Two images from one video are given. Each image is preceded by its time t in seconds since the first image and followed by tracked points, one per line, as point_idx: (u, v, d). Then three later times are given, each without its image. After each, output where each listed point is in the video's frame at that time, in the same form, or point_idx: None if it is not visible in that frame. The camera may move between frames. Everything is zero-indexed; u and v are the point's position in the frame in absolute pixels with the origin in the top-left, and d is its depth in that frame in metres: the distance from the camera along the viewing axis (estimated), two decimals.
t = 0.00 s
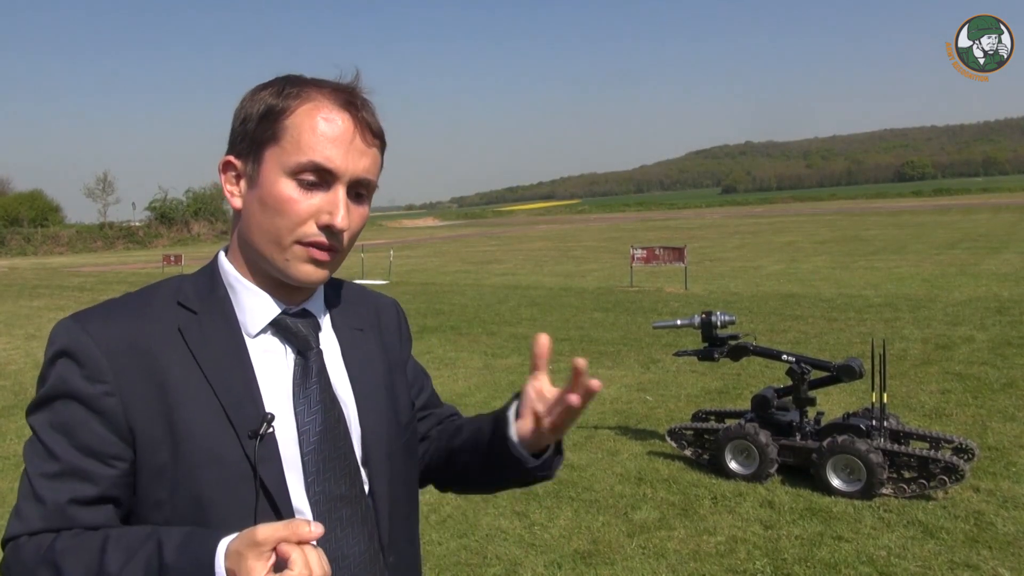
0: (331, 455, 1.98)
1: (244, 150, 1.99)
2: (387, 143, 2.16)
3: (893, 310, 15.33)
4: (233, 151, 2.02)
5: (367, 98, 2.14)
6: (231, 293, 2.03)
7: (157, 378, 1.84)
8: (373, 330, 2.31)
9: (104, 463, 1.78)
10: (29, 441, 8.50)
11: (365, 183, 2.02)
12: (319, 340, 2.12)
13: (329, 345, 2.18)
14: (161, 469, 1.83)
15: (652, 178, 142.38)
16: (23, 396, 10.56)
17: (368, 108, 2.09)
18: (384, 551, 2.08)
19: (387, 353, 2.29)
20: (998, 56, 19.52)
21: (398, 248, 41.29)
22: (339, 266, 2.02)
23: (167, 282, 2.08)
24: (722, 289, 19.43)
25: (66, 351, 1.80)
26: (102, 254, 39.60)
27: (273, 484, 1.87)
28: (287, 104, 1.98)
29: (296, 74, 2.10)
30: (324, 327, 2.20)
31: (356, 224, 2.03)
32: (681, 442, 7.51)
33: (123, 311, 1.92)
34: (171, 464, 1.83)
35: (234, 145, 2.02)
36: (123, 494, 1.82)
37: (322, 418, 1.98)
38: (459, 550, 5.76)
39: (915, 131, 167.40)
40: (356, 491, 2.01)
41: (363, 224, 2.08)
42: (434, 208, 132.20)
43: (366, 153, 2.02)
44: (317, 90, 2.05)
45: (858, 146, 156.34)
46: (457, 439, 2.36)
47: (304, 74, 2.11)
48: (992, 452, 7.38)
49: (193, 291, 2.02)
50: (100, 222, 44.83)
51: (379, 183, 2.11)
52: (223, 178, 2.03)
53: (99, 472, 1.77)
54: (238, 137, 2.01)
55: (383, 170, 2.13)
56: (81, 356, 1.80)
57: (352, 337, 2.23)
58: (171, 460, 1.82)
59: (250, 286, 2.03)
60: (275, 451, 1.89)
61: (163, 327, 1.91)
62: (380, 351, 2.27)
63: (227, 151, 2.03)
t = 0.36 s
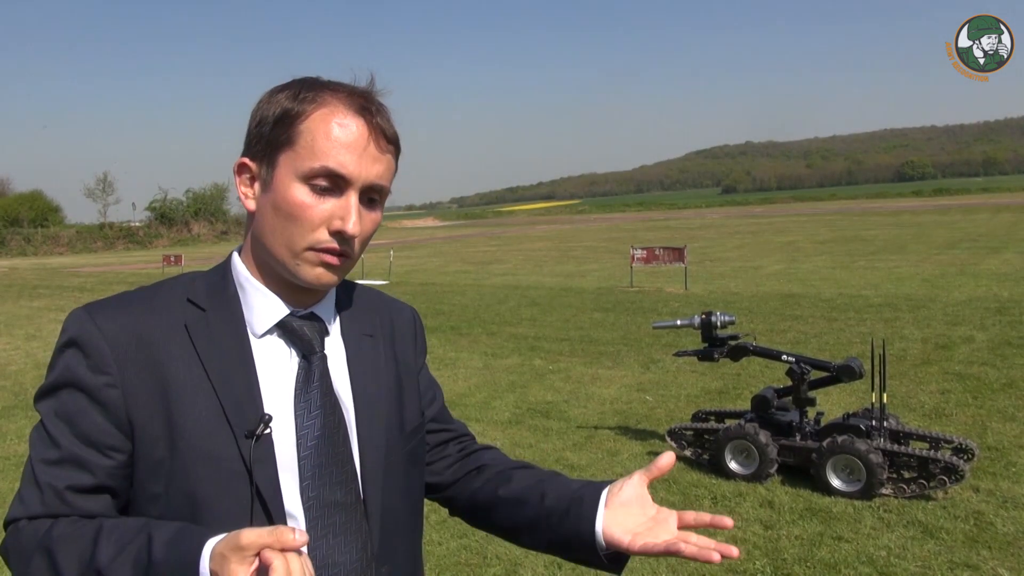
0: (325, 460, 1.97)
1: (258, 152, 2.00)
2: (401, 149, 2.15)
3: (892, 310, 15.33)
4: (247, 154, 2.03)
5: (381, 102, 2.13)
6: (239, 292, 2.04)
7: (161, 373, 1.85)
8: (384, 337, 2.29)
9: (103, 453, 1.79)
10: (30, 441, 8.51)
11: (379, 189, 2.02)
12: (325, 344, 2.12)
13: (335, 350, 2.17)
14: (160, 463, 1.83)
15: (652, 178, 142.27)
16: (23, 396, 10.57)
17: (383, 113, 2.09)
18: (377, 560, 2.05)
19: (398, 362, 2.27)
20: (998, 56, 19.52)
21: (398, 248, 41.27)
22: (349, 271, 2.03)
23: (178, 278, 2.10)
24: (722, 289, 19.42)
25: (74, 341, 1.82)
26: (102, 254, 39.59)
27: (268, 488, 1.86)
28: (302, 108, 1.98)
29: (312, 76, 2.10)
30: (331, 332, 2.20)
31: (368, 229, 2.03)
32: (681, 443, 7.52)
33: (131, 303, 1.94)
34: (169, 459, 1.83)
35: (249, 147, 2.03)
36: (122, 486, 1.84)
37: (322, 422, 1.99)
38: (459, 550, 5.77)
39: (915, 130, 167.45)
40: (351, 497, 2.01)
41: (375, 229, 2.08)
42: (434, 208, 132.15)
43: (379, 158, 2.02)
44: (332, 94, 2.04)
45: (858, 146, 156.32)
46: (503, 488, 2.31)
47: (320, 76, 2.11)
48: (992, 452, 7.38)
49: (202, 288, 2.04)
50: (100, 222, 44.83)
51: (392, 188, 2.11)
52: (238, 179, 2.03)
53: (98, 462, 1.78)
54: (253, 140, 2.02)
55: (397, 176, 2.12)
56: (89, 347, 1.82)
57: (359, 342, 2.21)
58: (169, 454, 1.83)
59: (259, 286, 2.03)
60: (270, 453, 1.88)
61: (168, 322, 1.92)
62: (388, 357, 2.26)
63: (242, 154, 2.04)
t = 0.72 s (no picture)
0: (322, 457, 1.97)
1: (242, 154, 2.00)
2: (387, 145, 2.15)
3: (892, 310, 15.33)
4: (230, 156, 2.03)
5: (364, 99, 2.12)
6: (232, 294, 2.04)
7: (154, 378, 1.85)
8: (379, 334, 2.30)
9: (89, 454, 1.78)
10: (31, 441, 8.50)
11: (363, 189, 2.02)
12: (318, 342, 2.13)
13: (327, 347, 2.17)
14: (150, 468, 1.83)
15: (652, 178, 142.20)
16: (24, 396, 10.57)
17: (366, 109, 2.08)
18: (380, 556, 2.06)
19: (391, 359, 2.27)
20: (998, 56, 19.53)
21: (398, 248, 41.29)
22: (336, 271, 2.03)
23: (171, 281, 2.11)
24: (722, 290, 19.42)
25: (66, 345, 1.81)
26: (103, 254, 39.58)
27: (261, 489, 1.87)
28: (284, 109, 1.98)
29: (293, 75, 2.09)
30: (324, 329, 2.19)
31: (354, 229, 2.04)
32: (681, 443, 7.52)
33: (123, 308, 1.94)
34: (160, 463, 1.83)
35: (232, 149, 2.03)
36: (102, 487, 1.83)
37: (318, 420, 1.99)
38: (459, 550, 5.77)
39: (915, 131, 167.55)
40: (352, 493, 2.02)
41: (361, 227, 2.08)
42: (434, 207, 132.16)
43: (363, 156, 2.01)
44: (313, 92, 2.04)
45: (858, 146, 156.32)
46: (500, 473, 2.32)
47: (302, 74, 2.10)
48: (992, 453, 7.39)
49: (193, 291, 2.04)
50: (100, 222, 44.84)
51: (378, 186, 2.11)
52: (223, 182, 2.04)
53: (80, 463, 1.77)
54: (235, 142, 2.02)
55: (382, 173, 2.12)
56: (80, 352, 1.81)
57: (352, 339, 2.21)
58: (160, 456, 1.83)
59: (251, 288, 2.03)
60: (264, 455, 1.89)
61: (162, 325, 1.92)
62: (380, 353, 2.26)
63: (226, 156, 2.04)
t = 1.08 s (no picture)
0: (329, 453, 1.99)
1: (238, 152, 2.02)
2: (381, 143, 2.12)
3: (893, 311, 15.34)
4: (229, 155, 2.05)
5: (359, 97, 2.10)
6: (237, 294, 2.03)
7: (169, 376, 1.82)
8: (375, 333, 2.32)
9: (104, 447, 1.71)
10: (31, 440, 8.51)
11: (353, 184, 2.01)
12: (322, 340, 2.15)
13: (332, 346, 2.18)
14: (164, 468, 1.77)
15: (652, 179, 142.19)
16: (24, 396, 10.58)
17: (360, 107, 2.06)
18: (389, 551, 2.07)
19: (387, 356, 2.29)
20: (998, 56, 19.54)
21: (398, 248, 41.28)
22: (327, 268, 2.02)
23: (171, 283, 2.08)
24: (723, 290, 19.43)
25: (80, 342, 1.79)
26: (104, 254, 39.57)
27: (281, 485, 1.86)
28: (276, 104, 1.98)
29: (293, 74, 2.09)
30: (327, 327, 2.21)
31: (345, 226, 2.02)
32: (681, 444, 7.52)
33: (132, 308, 1.91)
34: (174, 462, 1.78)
35: (230, 148, 2.05)
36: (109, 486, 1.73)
37: (325, 417, 2.02)
38: (459, 550, 5.78)
39: (915, 132, 167.63)
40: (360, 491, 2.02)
41: (354, 225, 2.06)
42: (435, 207, 132.17)
43: (353, 153, 2.00)
44: (307, 90, 2.04)
45: (859, 147, 156.33)
46: (437, 440, 2.42)
47: (302, 74, 2.10)
48: (992, 454, 7.39)
49: (197, 292, 2.01)
50: (101, 222, 44.83)
51: (372, 182, 2.09)
52: (222, 181, 2.07)
53: (96, 454, 1.70)
54: (232, 140, 2.04)
55: (377, 169, 2.10)
56: (93, 348, 1.78)
57: (351, 338, 2.22)
58: (173, 454, 1.78)
59: (251, 288, 2.03)
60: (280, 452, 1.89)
61: (172, 326, 1.90)
62: (378, 353, 2.26)
63: (226, 156, 2.07)
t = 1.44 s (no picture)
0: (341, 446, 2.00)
1: (238, 148, 2.02)
2: (378, 147, 2.09)
3: (892, 311, 15.34)
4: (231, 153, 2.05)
5: (359, 98, 2.08)
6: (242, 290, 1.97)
7: (203, 380, 1.77)
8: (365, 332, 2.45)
9: (160, 468, 1.68)
10: (30, 440, 8.51)
11: (345, 184, 1.98)
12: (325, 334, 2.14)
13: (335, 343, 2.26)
14: (211, 470, 1.77)
15: (652, 179, 142.11)
16: (24, 396, 10.57)
17: (358, 107, 2.04)
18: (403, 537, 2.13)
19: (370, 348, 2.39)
20: (998, 56, 19.54)
21: (398, 249, 41.25)
22: (317, 267, 1.99)
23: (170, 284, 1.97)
24: (722, 290, 19.43)
25: (99, 361, 1.67)
26: (103, 254, 39.52)
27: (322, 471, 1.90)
28: (274, 101, 1.97)
29: (299, 77, 2.10)
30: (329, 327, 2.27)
31: (334, 226, 1.98)
32: (681, 444, 7.52)
33: (147, 318, 1.81)
34: (220, 463, 1.78)
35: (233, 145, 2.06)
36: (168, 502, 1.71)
37: (338, 411, 2.04)
38: (459, 550, 5.77)
39: (915, 132, 167.64)
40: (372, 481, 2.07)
41: (346, 226, 2.02)
42: (435, 208, 132.15)
43: (346, 152, 1.97)
44: (307, 90, 2.03)
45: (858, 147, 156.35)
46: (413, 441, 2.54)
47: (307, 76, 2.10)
48: (992, 454, 7.40)
49: (207, 292, 1.93)
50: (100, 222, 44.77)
51: (366, 184, 2.05)
52: (224, 178, 2.06)
53: (154, 477, 1.66)
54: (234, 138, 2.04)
55: (372, 171, 2.06)
56: (118, 366, 1.68)
57: (349, 336, 2.33)
58: (218, 454, 1.77)
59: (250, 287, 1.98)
60: (315, 441, 1.91)
61: (191, 333, 1.82)
62: (371, 352, 2.40)
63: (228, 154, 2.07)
